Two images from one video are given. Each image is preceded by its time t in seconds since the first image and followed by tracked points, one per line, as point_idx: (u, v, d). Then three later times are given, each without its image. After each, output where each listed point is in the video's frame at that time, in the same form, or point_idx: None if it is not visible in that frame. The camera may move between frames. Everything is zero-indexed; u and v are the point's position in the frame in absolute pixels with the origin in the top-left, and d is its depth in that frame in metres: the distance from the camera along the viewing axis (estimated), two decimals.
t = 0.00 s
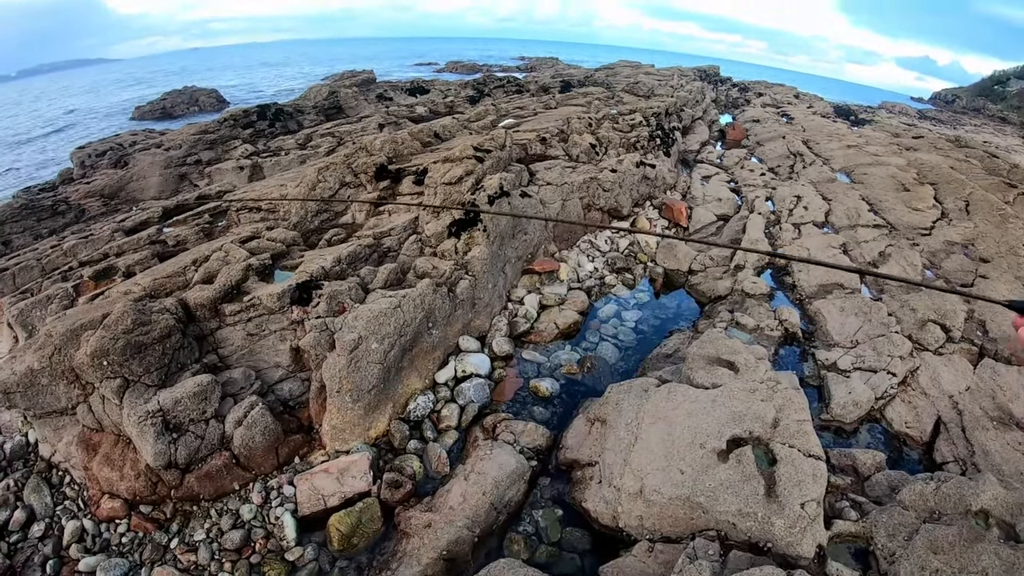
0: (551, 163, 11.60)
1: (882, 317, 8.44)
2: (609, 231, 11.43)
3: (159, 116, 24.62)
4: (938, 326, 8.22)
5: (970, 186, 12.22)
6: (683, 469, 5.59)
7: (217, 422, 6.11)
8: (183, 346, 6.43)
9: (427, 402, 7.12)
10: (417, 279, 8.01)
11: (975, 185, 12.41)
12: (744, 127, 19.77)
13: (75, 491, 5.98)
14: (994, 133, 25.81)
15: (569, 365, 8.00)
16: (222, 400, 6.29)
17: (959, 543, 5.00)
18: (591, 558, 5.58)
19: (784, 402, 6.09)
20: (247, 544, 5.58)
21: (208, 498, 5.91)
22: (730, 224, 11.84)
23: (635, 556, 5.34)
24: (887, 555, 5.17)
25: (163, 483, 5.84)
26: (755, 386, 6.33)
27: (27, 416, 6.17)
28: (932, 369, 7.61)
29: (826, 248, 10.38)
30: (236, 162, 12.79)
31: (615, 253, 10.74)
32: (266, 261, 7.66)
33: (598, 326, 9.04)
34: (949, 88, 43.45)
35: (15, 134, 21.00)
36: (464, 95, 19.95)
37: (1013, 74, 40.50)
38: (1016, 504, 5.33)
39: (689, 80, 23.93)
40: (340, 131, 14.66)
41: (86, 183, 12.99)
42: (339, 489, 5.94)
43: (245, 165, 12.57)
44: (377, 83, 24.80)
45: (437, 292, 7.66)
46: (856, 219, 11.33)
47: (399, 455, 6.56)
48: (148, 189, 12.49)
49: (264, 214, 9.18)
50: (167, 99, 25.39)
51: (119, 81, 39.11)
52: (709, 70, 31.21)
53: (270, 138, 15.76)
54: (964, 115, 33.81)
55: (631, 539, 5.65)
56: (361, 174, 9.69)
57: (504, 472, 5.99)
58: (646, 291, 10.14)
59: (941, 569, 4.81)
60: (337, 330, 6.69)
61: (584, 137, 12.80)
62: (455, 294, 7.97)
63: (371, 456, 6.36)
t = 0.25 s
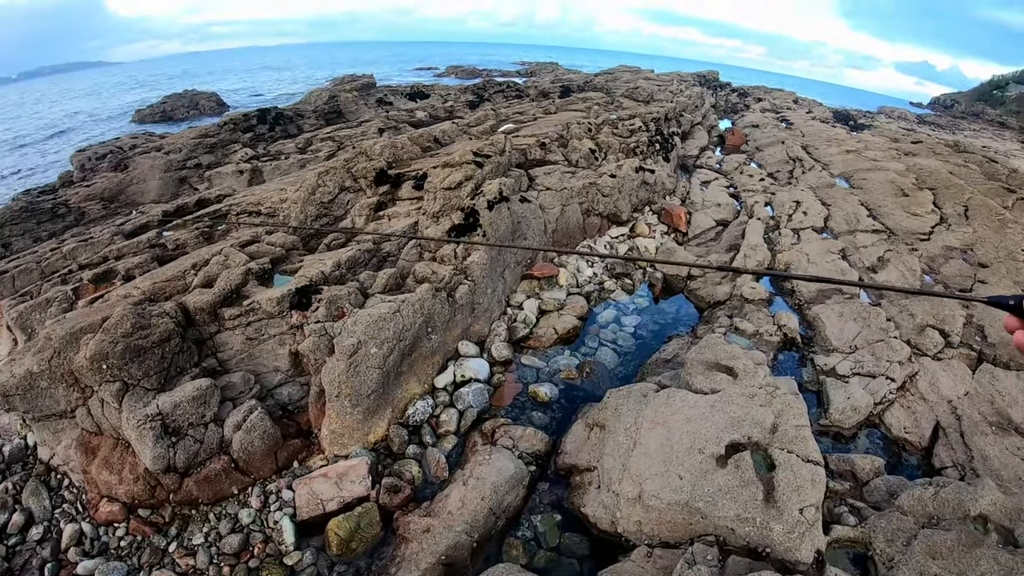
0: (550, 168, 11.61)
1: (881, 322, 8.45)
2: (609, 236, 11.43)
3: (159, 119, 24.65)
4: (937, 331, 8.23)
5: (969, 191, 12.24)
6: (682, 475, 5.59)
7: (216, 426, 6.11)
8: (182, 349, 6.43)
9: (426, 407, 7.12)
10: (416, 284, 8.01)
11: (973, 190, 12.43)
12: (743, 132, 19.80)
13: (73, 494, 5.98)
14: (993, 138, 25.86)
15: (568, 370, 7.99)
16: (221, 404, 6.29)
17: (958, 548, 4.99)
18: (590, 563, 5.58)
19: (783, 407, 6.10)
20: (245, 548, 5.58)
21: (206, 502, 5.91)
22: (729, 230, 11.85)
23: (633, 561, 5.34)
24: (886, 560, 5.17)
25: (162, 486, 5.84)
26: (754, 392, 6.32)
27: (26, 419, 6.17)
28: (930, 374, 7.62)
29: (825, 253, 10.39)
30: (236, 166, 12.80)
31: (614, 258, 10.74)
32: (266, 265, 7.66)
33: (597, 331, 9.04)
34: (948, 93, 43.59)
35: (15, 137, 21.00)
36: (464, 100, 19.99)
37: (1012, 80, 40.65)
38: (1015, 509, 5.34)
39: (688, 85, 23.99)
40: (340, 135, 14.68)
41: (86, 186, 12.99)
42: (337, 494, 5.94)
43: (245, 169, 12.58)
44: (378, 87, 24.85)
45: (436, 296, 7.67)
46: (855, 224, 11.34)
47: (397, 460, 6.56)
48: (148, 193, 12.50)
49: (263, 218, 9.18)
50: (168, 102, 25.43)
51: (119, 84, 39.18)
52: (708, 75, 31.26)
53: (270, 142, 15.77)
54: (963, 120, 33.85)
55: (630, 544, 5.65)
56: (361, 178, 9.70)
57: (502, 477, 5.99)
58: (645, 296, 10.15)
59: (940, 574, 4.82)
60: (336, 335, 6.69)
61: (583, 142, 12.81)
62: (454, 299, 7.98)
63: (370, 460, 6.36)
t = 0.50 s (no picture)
0: (549, 173, 11.63)
1: (879, 326, 8.46)
2: (607, 241, 11.45)
3: (159, 123, 24.68)
4: (935, 335, 8.24)
5: (966, 195, 12.27)
6: (680, 480, 5.59)
7: (214, 431, 6.10)
8: (181, 354, 6.42)
9: (425, 412, 7.12)
10: (415, 289, 8.01)
11: (971, 194, 12.46)
12: (741, 137, 19.84)
13: (71, 498, 5.97)
14: (990, 142, 25.95)
15: (567, 375, 7.99)
16: (219, 409, 6.28)
17: (957, 552, 4.99)
18: (589, 568, 5.57)
19: (781, 412, 6.11)
20: (243, 554, 5.57)
21: (205, 507, 5.90)
22: (727, 234, 11.87)
23: (632, 566, 5.33)
24: (885, 565, 5.18)
25: (160, 491, 5.83)
26: (752, 397, 6.33)
27: (25, 423, 6.16)
28: (929, 378, 7.62)
29: (823, 258, 10.41)
30: (235, 171, 12.81)
31: (613, 263, 10.74)
32: (264, 270, 7.66)
33: (596, 336, 9.05)
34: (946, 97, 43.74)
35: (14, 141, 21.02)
36: (463, 105, 20.03)
37: (1009, 84, 40.84)
38: (1014, 513, 5.34)
39: (686, 90, 24.06)
40: (339, 140, 14.70)
41: (85, 190, 12.99)
42: (336, 499, 5.93)
43: (244, 174, 12.59)
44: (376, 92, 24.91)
45: (434, 301, 7.67)
46: (853, 228, 11.36)
47: (396, 465, 6.55)
48: (147, 197, 12.50)
49: (262, 223, 9.18)
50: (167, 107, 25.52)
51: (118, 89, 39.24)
52: (707, 80, 31.35)
53: (269, 147, 15.79)
54: (961, 124, 33.96)
55: (628, 549, 5.64)
56: (359, 184, 9.71)
57: (501, 483, 5.98)
58: (643, 301, 10.15)
59: None
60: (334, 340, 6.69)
61: (582, 147, 12.84)
62: (453, 304, 7.98)
63: (369, 466, 6.35)
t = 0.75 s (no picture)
0: (547, 176, 11.65)
1: (877, 328, 8.47)
2: (605, 244, 11.45)
3: (157, 126, 24.67)
4: (933, 337, 8.26)
5: (964, 197, 12.29)
6: (679, 482, 5.59)
7: (212, 434, 6.10)
8: (179, 357, 6.42)
9: (423, 415, 7.11)
10: (413, 292, 8.01)
11: (969, 195, 12.49)
12: (739, 140, 19.87)
13: (70, 502, 5.97)
14: (987, 143, 26.03)
15: (565, 378, 7.99)
16: (218, 412, 6.28)
17: (956, 552, 4.99)
18: (588, 571, 5.57)
19: (779, 414, 6.12)
20: (242, 557, 5.56)
21: (203, 511, 5.89)
22: (725, 237, 11.88)
23: (631, 568, 5.33)
24: (884, 565, 5.18)
25: (158, 495, 5.82)
26: (751, 399, 6.33)
27: (23, 426, 6.15)
28: (928, 379, 7.63)
29: (821, 260, 10.42)
30: (233, 174, 12.81)
31: (611, 265, 10.75)
32: (262, 273, 7.66)
33: (594, 339, 9.05)
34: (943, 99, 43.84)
35: (12, 145, 21.03)
36: (461, 108, 20.06)
37: (1007, 86, 40.97)
38: (1012, 513, 5.35)
39: (684, 93, 24.11)
40: (337, 143, 14.70)
41: (83, 194, 12.99)
42: (334, 502, 5.92)
43: (242, 177, 12.59)
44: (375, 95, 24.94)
45: (433, 304, 7.67)
46: (851, 230, 11.37)
47: (395, 468, 6.54)
48: (145, 201, 12.50)
49: (260, 226, 9.18)
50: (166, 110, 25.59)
51: (117, 92, 39.25)
52: (704, 83, 31.41)
53: (267, 150, 15.80)
54: (958, 126, 34.02)
55: (627, 552, 5.64)
56: (357, 187, 9.72)
57: (500, 485, 5.97)
58: (642, 303, 10.16)
59: None
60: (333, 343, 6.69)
61: (580, 150, 12.85)
62: (451, 307, 7.98)
63: (367, 469, 6.35)
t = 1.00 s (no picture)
0: (545, 177, 11.65)
1: (875, 327, 8.47)
2: (603, 245, 11.46)
3: (155, 129, 24.65)
4: (932, 335, 8.27)
5: (962, 196, 12.30)
6: (678, 482, 5.60)
7: (211, 437, 6.09)
8: (178, 360, 6.41)
9: (422, 417, 7.11)
10: (411, 294, 8.01)
11: (966, 194, 12.50)
12: (737, 140, 19.87)
13: (69, 505, 5.97)
14: (985, 142, 26.05)
15: (564, 379, 7.98)
16: (216, 415, 6.27)
17: (955, 551, 5.00)
18: (587, 572, 5.57)
19: (778, 414, 6.13)
20: (241, 560, 5.56)
21: (202, 513, 5.89)
22: (723, 237, 11.89)
23: (631, 569, 5.33)
24: (884, 565, 5.19)
25: (157, 498, 5.82)
26: (749, 399, 6.34)
27: (22, 430, 6.15)
28: (926, 378, 7.64)
29: (819, 260, 10.43)
30: (231, 177, 12.80)
31: (609, 266, 10.74)
32: (260, 276, 7.66)
33: (593, 340, 9.05)
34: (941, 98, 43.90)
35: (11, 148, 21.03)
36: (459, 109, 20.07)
37: (1004, 85, 41.03)
38: (1011, 511, 5.35)
39: (682, 93, 24.14)
40: (335, 146, 14.71)
41: (81, 197, 12.99)
42: (333, 504, 5.92)
43: (240, 180, 12.58)
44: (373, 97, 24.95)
45: (431, 306, 7.68)
46: (849, 230, 11.38)
47: (393, 470, 6.54)
48: (143, 204, 12.50)
49: (258, 229, 9.18)
50: (164, 113, 25.63)
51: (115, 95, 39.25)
52: (702, 83, 31.42)
53: (265, 152, 15.79)
54: (956, 125, 34.04)
55: (626, 553, 5.63)
56: (355, 189, 9.71)
57: (498, 486, 5.97)
58: (640, 303, 10.16)
59: None
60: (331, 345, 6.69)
61: (578, 151, 12.85)
62: (449, 308, 7.98)
63: (365, 471, 6.35)
